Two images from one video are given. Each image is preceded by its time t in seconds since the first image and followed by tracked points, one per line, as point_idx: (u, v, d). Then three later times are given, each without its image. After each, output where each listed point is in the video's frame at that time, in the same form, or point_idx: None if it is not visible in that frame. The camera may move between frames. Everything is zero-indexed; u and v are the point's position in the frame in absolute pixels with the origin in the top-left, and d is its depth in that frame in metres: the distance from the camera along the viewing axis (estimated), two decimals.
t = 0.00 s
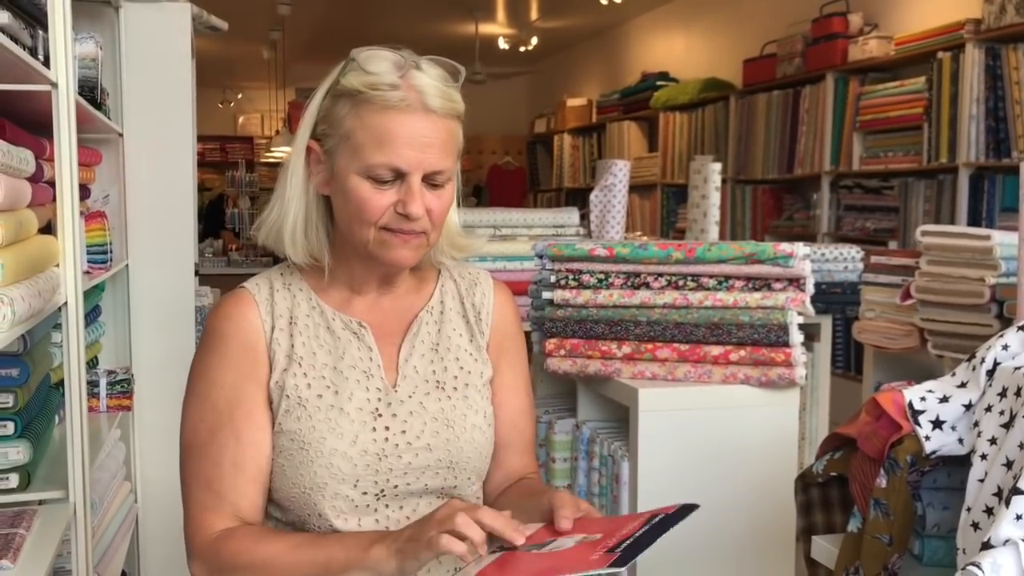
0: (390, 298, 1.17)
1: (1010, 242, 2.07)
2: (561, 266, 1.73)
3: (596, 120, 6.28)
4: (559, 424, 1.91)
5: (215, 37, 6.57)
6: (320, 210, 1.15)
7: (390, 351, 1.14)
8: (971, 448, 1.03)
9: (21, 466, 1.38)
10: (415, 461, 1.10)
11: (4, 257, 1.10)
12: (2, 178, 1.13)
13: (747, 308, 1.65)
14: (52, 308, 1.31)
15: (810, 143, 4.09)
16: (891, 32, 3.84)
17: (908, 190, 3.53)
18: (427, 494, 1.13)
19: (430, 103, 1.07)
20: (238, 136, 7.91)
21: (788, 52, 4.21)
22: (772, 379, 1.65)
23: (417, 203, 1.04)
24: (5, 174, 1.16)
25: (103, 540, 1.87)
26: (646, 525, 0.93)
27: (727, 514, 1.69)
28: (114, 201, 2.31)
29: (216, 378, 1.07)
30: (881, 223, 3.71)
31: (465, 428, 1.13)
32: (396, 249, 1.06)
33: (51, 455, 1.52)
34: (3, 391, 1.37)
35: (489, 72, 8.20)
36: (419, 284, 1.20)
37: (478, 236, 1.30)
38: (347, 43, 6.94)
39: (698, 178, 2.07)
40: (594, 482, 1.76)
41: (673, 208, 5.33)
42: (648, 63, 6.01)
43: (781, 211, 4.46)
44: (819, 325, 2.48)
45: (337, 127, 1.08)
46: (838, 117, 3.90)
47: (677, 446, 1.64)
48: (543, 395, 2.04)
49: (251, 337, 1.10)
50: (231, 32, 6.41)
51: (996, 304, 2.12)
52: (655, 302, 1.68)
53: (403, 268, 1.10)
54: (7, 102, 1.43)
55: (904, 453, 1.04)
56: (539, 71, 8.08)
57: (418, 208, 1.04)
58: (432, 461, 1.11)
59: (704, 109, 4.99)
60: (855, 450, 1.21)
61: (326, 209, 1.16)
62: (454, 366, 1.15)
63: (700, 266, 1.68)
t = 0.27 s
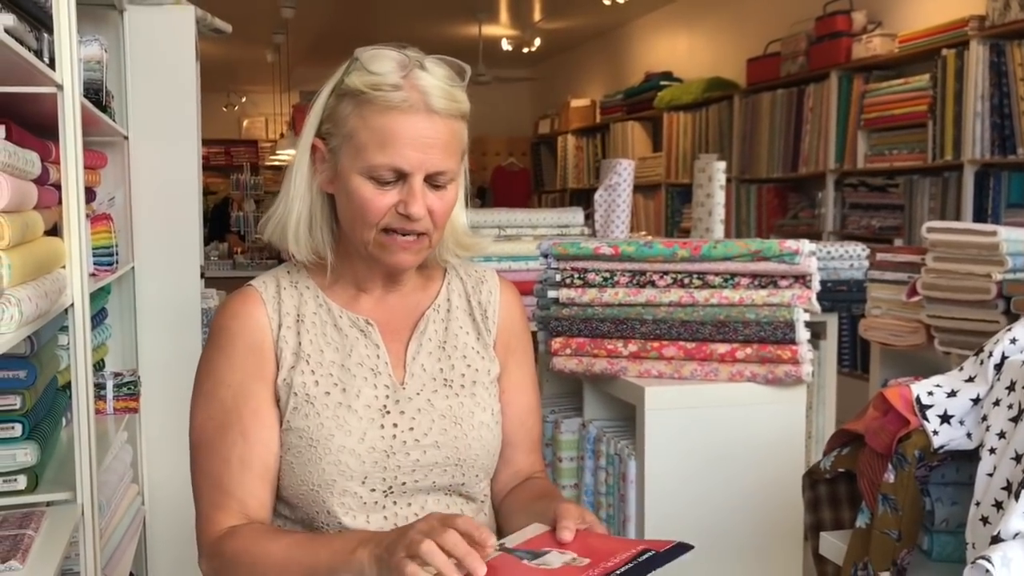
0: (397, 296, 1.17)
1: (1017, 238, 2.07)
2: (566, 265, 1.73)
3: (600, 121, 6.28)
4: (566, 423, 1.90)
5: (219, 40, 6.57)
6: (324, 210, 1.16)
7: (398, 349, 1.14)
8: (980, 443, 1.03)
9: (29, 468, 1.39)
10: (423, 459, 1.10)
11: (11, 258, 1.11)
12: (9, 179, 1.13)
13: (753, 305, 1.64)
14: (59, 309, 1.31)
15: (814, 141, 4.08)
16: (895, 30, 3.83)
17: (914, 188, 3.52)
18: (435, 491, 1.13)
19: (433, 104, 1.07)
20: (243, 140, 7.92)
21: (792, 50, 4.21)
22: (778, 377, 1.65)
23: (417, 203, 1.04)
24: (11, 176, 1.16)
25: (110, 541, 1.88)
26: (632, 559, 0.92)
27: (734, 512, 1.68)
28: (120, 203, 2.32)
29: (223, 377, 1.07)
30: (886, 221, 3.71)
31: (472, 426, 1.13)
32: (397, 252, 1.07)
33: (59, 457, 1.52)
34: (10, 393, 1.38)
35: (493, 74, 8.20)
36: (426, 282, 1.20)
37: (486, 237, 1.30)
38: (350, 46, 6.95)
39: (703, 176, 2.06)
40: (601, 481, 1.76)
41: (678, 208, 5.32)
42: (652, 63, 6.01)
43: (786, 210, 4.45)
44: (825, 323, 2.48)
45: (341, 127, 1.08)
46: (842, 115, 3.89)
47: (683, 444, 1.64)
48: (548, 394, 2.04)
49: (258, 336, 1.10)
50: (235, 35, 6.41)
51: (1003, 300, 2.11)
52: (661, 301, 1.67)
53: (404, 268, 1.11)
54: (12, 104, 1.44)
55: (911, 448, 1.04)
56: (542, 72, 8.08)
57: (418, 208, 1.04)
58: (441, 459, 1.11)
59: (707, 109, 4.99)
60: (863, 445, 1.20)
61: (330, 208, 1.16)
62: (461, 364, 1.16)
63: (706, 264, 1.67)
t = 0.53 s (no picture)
0: (403, 290, 1.18)
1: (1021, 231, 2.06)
2: (570, 261, 1.73)
3: (604, 119, 6.28)
4: (571, 419, 1.90)
5: (223, 41, 6.59)
6: (331, 206, 1.16)
7: (404, 343, 1.15)
8: (984, 433, 1.03)
9: (37, 466, 1.39)
10: (428, 452, 1.10)
11: (18, 255, 1.12)
12: (15, 176, 1.14)
13: (758, 300, 1.64)
14: (65, 307, 1.32)
15: (818, 137, 4.08)
16: (898, 25, 3.83)
17: (918, 183, 3.51)
18: (441, 484, 1.13)
19: (438, 101, 1.07)
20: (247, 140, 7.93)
21: (795, 47, 4.21)
22: (784, 371, 1.64)
23: (421, 201, 1.05)
24: (17, 173, 1.17)
25: (117, 539, 1.88)
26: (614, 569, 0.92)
27: (739, 506, 1.68)
28: (124, 203, 2.29)
29: (228, 370, 1.08)
30: (890, 217, 3.70)
31: (478, 419, 1.13)
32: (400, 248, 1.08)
33: (66, 455, 1.53)
34: (18, 391, 1.38)
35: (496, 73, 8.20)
36: (432, 278, 1.21)
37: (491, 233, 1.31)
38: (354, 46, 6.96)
39: (708, 173, 2.04)
40: (606, 477, 1.76)
41: (682, 206, 5.32)
42: (655, 61, 6.01)
43: (791, 206, 4.44)
44: (830, 319, 2.48)
45: (345, 123, 1.09)
46: (846, 111, 3.89)
47: (688, 439, 1.64)
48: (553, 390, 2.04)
49: (265, 330, 1.10)
50: (238, 36, 6.42)
51: (1008, 294, 2.12)
52: (665, 296, 1.68)
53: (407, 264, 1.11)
54: (18, 103, 1.44)
55: (916, 438, 1.04)
56: (546, 71, 8.08)
57: (422, 206, 1.05)
58: (446, 452, 1.11)
59: (711, 106, 4.99)
60: (869, 437, 1.20)
61: (336, 204, 1.17)
62: (467, 358, 1.16)
63: (710, 259, 1.67)
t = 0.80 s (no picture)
0: (406, 282, 1.18)
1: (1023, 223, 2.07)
2: (573, 254, 1.73)
3: (606, 114, 6.27)
4: (574, 412, 1.91)
5: (225, 36, 6.59)
6: (335, 198, 1.16)
7: (407, 334, 1.15)
8: (985, 421, 1.04)
9: (42, 458, 1.39)
10: (431, 442, 1.10)
11: (22, 247, 1.13)
12: (19, 169, 1.15)
13: (760, 292, 1.65)
14: (69, 300, 1.32)
15: (820, 131, 4.08)
16: (900, 18, 3.82)
17: (920, 176, 3.51)
18: (444, 475, 1.14)
19: (443, 96, 1.07)
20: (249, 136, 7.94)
21: (797, 40, 4.20)
22: (785, 363, 1.64)
23: (425, 195, 1.05)
24: (21, 166, 1.18)
25: (122, 533, 1.89)
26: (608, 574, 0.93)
27: (741, 498, 1.69)
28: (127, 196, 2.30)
29: (231, 361, 1.09)
30: (892, 210, 3.70)
31: (481, 410, 1.14)
32: (406, 242, 1.08)
33: (70, 447, 1.53)
34: (22, 384, 1.38)
35: (498, 67, 8.19)
36: (435, 270, 1.21)
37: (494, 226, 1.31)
38: (355, 41, 6.95)
39: (709, 166, 2.05)
40: (608, 469, 1.76)
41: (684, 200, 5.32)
42: (656, 55, 6.00)
43: (792, 200, 4.44)
44: (832, 312, 2.48)
45: (350, 116, 1.09)
46: (848, 104, 3.89)
47: (690, 430, 1.64)
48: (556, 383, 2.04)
49: (268, 321, 1.11)
50: (239, 31, 6.41)
51: (1010, 286, 2.11)
52: (667, 288, 1.68)
53: (411, 258, 1.12)
54: (21, 97, 1.44)
55: (917, 427, 1.05)
56: (547, 66, 8.07)
57: (426, 200, 1.05)
58: (449, 442, 1.12)
59: (713, 100, 4.98)
60: (870, 427, 1.21)
61: (341, 196, 1.17)
62: (470, 349, 1.16)
63: (712, 251, 1.68)
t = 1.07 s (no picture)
0: (406, 272, 1.18)
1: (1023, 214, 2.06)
2: (572, 245, 1.73)
3: (605, 105, 6.26)
4: (572, 403, 1.91)
5: (223, 28, 6.57)
6: (334, 188, 1.16)
7: (405, 325, 1.15)
8: (984, 412, 1.04)
9: (40, 450, 1.39)
10: (430, 433, 1.10)
11: (21, 238, 1.12)
12: (17, 159, 1.15)
13: (759, 283, 1.65)
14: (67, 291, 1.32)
15: (820, 123, 4.07)
16: (901, 9, 3.81)
17: (920, 168, 3.50)
18: (443, 465, 1.14)
19: (443, 86, 1.07)
20: (248, 128, 7.92)
21: (797, 32, 4.19)
22: (784, 354, 1.64)
23: (423, 185, 1.05)
24: (18, 156, 1.18)
25: (121, 525, 1.89)
26: None
27: (739, 489, 1.69)
28: (125, 188, 2.29)
29: (229, 351, 1.09)
30: (892, 202, 3.69)
31: (480, 401, 1.14)
32: (405, 232, 1.08)
33: (70, 439, 1.53)
34: (21, 375, 1.38)
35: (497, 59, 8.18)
36: (434, 260, 1.21)
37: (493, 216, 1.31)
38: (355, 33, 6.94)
39: (709, 157, 2.03)
40: (607, 460, 1.76)
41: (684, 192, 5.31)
42: (656, 47, 5.99)
43: (792, 191, 4.43)
44: (831, 303, 2.48)
45: (349, 106, 1.09)
46: (848, 96, 3.88)
47: (689, 422, 1.64)
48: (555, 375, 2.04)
49: (267, 311, 1.11)
50: (238, 23, 6.40)
51: (1009, 277, 2.11)
52: (666, 280, 1.68)
53: (410, 249, 1.12)
54: (18, 87, 1.44)
55: (916, 417, 1.05)
56: (547, 58, 8.06)
57: (424, 190, 1.05)
58: (448, 433, 1.12)
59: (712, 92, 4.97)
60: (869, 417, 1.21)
61: (340, 186, 1.17)
62: (469, 340, 1.16)
63: (711, 242, 1.67)
